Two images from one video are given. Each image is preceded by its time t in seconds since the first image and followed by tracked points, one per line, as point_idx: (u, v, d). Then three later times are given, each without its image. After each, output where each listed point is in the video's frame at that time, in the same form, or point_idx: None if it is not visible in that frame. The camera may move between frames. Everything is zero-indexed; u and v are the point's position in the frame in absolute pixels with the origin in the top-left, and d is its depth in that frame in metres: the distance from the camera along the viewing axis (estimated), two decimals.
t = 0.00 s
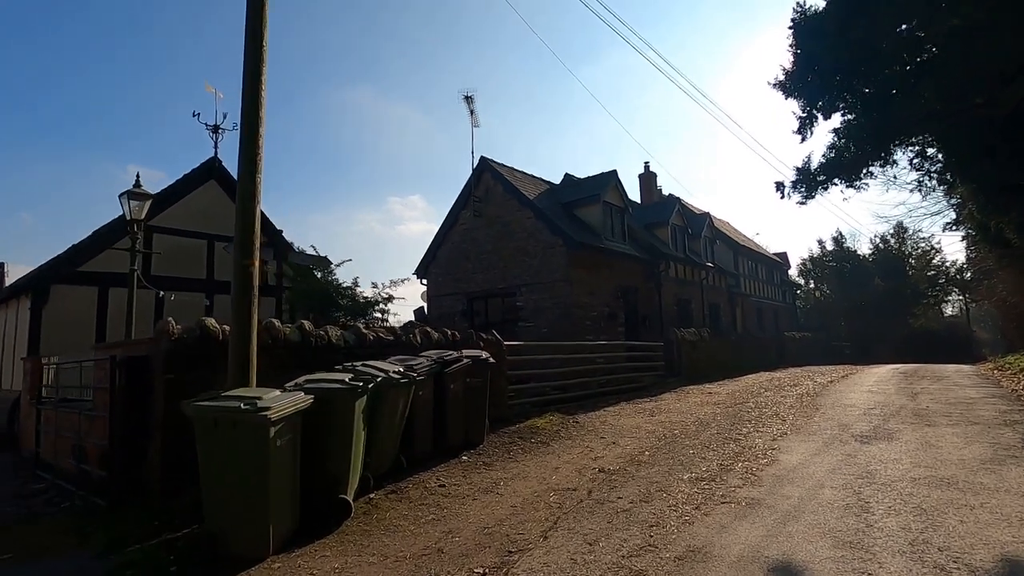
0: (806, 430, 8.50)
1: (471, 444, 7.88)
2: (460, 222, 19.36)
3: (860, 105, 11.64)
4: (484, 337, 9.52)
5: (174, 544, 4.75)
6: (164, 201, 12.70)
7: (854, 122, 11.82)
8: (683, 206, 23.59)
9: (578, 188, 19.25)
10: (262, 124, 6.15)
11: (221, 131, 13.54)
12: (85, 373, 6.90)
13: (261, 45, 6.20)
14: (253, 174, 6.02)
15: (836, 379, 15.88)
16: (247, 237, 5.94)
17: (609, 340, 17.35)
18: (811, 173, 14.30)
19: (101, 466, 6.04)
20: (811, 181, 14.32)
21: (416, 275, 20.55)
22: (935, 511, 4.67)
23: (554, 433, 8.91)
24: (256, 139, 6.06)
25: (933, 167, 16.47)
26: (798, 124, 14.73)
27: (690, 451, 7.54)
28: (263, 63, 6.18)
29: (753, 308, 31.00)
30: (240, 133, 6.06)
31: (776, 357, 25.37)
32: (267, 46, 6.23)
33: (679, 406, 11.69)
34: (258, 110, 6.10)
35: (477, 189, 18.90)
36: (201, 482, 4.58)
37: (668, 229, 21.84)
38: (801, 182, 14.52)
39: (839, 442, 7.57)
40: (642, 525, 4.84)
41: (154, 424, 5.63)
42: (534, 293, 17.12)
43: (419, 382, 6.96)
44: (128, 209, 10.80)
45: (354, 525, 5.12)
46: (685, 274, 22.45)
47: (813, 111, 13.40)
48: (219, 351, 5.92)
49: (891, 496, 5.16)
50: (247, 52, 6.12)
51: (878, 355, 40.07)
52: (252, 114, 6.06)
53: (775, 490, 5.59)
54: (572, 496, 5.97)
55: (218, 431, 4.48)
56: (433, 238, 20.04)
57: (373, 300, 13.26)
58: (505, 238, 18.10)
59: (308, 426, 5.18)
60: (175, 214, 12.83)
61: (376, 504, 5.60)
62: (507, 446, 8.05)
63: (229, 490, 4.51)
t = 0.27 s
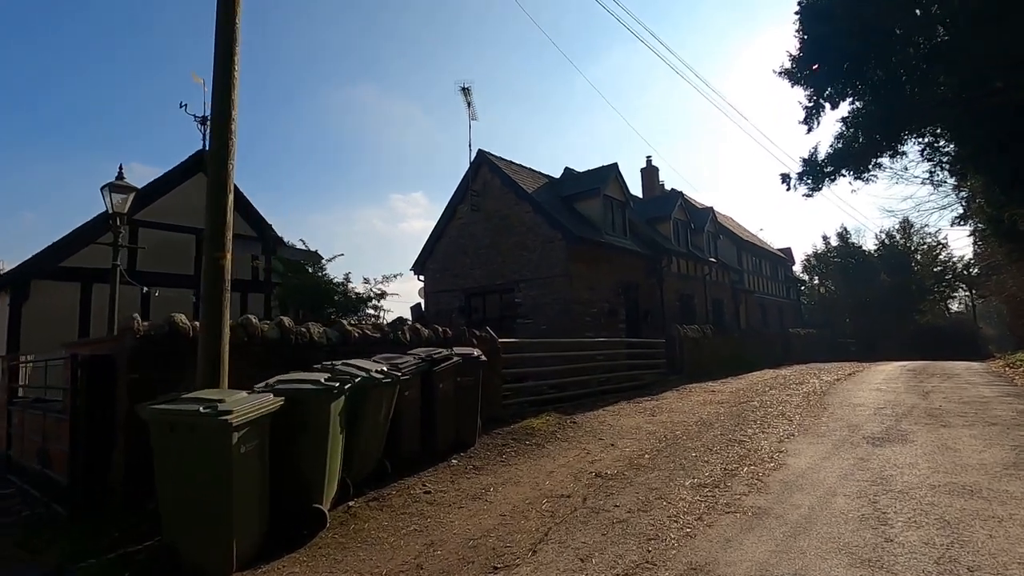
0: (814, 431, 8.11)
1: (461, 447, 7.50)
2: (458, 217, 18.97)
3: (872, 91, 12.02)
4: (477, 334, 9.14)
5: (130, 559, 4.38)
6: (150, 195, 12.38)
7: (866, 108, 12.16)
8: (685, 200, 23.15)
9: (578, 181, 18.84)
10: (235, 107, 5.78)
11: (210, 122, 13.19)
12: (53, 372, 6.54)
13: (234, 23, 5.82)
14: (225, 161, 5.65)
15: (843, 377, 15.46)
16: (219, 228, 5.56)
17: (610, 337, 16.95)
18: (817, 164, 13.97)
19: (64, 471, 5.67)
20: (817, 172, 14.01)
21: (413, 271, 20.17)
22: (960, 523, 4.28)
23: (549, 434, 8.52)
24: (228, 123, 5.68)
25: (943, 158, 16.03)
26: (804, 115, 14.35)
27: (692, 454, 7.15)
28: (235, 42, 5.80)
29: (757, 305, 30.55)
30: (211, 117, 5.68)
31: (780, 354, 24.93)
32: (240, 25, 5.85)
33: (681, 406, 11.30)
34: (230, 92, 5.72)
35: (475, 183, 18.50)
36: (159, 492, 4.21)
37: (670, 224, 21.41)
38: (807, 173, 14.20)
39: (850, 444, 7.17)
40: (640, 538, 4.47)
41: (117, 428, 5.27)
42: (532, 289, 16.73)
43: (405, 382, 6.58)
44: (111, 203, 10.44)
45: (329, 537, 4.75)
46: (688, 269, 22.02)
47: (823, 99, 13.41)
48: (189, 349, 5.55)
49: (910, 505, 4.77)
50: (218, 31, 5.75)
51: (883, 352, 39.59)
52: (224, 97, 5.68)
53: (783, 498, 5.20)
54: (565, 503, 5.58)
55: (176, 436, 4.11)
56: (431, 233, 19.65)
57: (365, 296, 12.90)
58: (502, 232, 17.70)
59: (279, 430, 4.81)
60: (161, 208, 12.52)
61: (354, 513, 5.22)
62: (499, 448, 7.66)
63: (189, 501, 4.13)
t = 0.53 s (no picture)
0: (818, 434, 7.79)
1: (450, 452, 7.19)
2: (454, 213, 18.64)
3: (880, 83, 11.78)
4: (468, 334, 8.83)
5: None
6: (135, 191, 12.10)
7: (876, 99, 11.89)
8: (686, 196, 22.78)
9: (577, 177, 18.49)
10: (205, 94, 5.45)
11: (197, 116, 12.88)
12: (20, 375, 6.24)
13: (204, 4, 5.50)
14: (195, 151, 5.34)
15: (847, 376, 15.12)
16: (188, 222, 5.25)
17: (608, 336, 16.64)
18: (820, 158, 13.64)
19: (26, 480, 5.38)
20: (821, 166, 13.68)
21: (409, 269, 19.85)
22: (978, 541, 3.97)
23: (542, 438, 8.20)
24: (197, 111, 5.35)
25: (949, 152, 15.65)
26: (807, 107, 14.05)
27: (690, 460, 6.83)
28: (206, 26, 5.48)
29: (759, 302, 30.21)
30: (180, 104, 5.36)
31: (782, 353, 24.59)
32: (211, 7, 5.53)
33: (680, 407, 10.99)
34: (200, 78, 5.40)
35: (471, 178, 18.16)
36: (112, 507, 3.89)
37: (670, 220, 21.05)
38: (811, 168, 13.87)
39: (857, 449, 6.85)
40: (633, 555, 4.15)
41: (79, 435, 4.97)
42: (530, 287, 16.39)
43: (388, 384, 6.25)
44: (93, 199, 10.12)
45: (299, 553, 4.43)
46: (689, 267, 21.68)
47: (826, 89, 13.17)
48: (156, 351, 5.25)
49: (923, 519, 4.45)
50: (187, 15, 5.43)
51: (886, 350, 39.20)
52: (193, 83, 5.37)
53: (786, 510, 4.89)
54: (555, 515, 5.26)
55: (129, 448, 3.80)
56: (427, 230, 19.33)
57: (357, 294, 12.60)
58: (499, 229, 17.36)
59: (245, 438, 4.48)
60: (147, 204, 12.23)
61: (329, 526, 4.90)
62: (490, 454, 7.35)
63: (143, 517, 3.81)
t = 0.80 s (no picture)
0: (819, 435, 7.47)
1: (433, 454, 6.90)
2: (449, 208, 18.32)
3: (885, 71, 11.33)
4: (456, 331, 8.53)
5: None
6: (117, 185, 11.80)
7: (882, 87, 11.38)
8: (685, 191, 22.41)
9: (574, 171, 18.15)
10: (167, 75, 5.13)
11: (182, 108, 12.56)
12: None
13: None
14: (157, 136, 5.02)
15: (849, 374, 14.78)
16: (147, 211, 4.94)
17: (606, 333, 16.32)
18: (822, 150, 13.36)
19: None
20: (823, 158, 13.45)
21: (404, 265, 19.55)
22: (991, 555, 3.65)
23: (532, 439, 7.90)
24: (158, 92, 5.03)
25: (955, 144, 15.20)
26: (810, 98, 13.79)
27: (684, 462, 6.52)
28: (167, 3, 5.16)
29: (760, 299, 29.85)
30: (139, 85, 5.03)
31: (783, 350, 24.26)
32: None
33: (677, 406, 10.68)
34: (162, 57, 5.08)
35: (466, 173, 17.84)
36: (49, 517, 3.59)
37: (670, 215, 20.69)
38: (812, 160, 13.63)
39: (859, 451, 6.52)
40: (616, 569, 3.84)
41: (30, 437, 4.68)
42: (525, 283, 16.07)
43: (365, 383, 5.95)
44: (71, 192, 9.82)
45: (259, 564, 4.14)
46: (688, 263, 21.33)
47: (829, 80, 13.03)
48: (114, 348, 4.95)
49: (931, 529, 4.14)
50: None
51: (889, 348, 38.78)
52: (154, 62, 5.04)
53: (784, 517, 4.57)
54: (538, 522, 4.96)
55: (65, 453, 3.49)
56: (422, 226, 19.02)
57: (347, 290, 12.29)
58: (494, 224, 17.04)
59: (201, 441, 4.19)
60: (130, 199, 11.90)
61: (296, 535, 4.61)
62: (475, 456, 7.04)
63: (80, 529, 3.50)
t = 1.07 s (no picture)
0: (824, 442, 7.11)
1: (417, 463, 6.57)
2: (444, 207, 18.00)
3: (893, 68, 11.18)
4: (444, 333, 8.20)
5: None
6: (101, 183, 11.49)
7: (892, 84, 11.24)
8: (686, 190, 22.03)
9: (572, 168, 17.80)
10: (127, 61, 4.79)
11: (168, 104, 12.25)
12: None
13: None
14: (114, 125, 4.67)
15: (853, 376, 14.40)
16: (104, 205, 4.61)
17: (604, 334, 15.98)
18: (824, 147, 13.39)
19: None
20: (827, 154, 13.39)
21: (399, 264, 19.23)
22: None
23: (523, 446, 7.56)
24: (117, 79, 4.69)
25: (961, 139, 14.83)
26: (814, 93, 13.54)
27: (681, 473, 6.16)
28: None
29: (762, 299, 29.45)
30: (97, 72, 4.69)
31: (786, 350, 23.87)
32: None
33: (675, 410, 10.32)
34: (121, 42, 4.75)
35: (462, 171, 17.50)
36: None
37: (670, 214, 20.32)
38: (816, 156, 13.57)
39: (866, 461, 6.17)
40: None
41: None
42: (521, 283, 15.73)
43: (342, 390, 5.62)
44: (49, 189, 9.52)
45: None
46: (689, 262, 20.96)
47: (833, 73, 12.78)
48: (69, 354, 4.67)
49: (949, 553, 3.79)
50: None
51: (893, 348, 38.33)
52: (112, 48, 4.71)
53: (787, 538, 4.23)
54: (523, 540, 4.61)
55: None
56: (417, 225, 18.70)
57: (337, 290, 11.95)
58: (490, 222, 16.70)
59: (151, 456, 3.86)
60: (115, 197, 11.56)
61: (260, 555, 4.28)
62: (462, 465, 6.69)
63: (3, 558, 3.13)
